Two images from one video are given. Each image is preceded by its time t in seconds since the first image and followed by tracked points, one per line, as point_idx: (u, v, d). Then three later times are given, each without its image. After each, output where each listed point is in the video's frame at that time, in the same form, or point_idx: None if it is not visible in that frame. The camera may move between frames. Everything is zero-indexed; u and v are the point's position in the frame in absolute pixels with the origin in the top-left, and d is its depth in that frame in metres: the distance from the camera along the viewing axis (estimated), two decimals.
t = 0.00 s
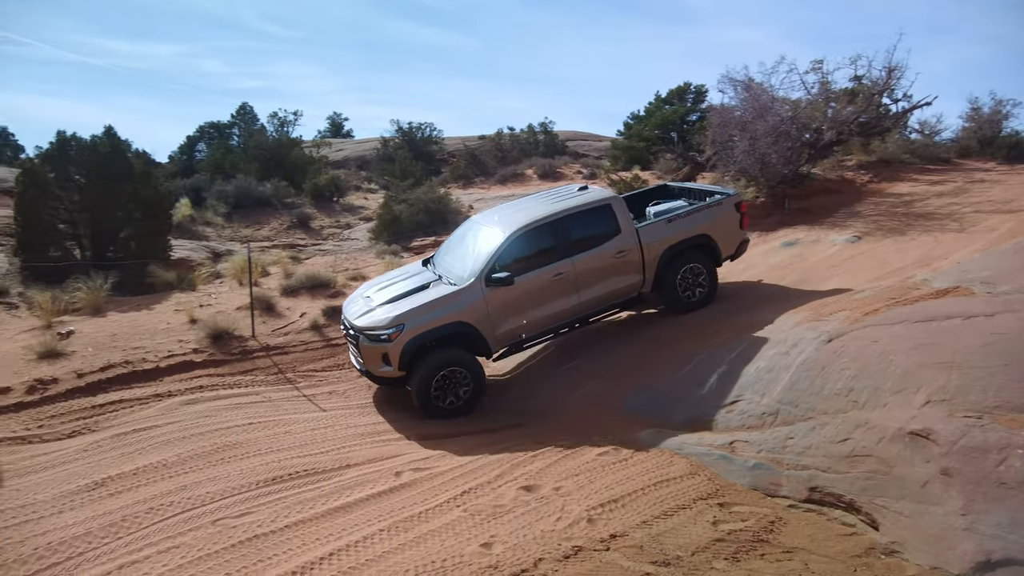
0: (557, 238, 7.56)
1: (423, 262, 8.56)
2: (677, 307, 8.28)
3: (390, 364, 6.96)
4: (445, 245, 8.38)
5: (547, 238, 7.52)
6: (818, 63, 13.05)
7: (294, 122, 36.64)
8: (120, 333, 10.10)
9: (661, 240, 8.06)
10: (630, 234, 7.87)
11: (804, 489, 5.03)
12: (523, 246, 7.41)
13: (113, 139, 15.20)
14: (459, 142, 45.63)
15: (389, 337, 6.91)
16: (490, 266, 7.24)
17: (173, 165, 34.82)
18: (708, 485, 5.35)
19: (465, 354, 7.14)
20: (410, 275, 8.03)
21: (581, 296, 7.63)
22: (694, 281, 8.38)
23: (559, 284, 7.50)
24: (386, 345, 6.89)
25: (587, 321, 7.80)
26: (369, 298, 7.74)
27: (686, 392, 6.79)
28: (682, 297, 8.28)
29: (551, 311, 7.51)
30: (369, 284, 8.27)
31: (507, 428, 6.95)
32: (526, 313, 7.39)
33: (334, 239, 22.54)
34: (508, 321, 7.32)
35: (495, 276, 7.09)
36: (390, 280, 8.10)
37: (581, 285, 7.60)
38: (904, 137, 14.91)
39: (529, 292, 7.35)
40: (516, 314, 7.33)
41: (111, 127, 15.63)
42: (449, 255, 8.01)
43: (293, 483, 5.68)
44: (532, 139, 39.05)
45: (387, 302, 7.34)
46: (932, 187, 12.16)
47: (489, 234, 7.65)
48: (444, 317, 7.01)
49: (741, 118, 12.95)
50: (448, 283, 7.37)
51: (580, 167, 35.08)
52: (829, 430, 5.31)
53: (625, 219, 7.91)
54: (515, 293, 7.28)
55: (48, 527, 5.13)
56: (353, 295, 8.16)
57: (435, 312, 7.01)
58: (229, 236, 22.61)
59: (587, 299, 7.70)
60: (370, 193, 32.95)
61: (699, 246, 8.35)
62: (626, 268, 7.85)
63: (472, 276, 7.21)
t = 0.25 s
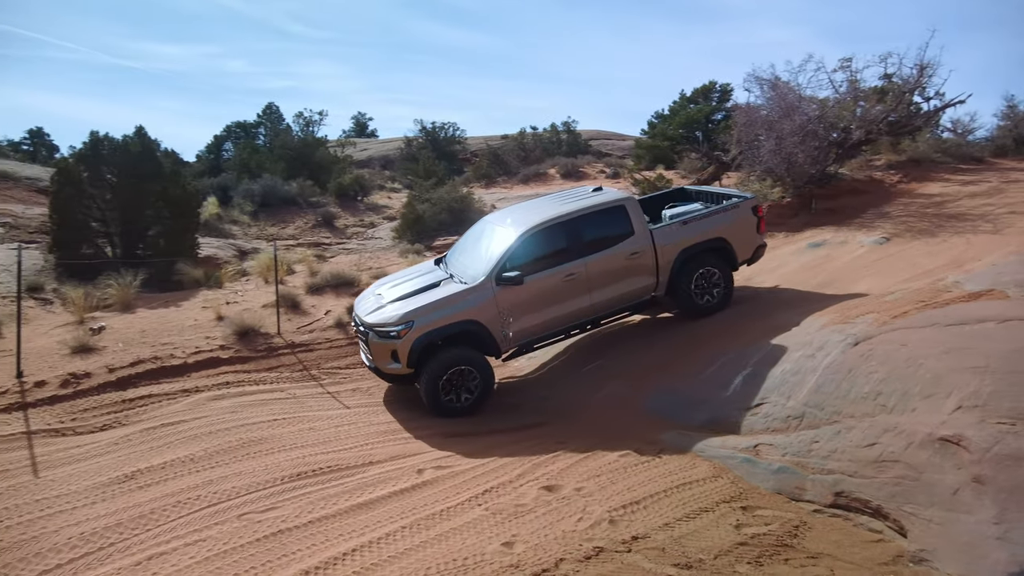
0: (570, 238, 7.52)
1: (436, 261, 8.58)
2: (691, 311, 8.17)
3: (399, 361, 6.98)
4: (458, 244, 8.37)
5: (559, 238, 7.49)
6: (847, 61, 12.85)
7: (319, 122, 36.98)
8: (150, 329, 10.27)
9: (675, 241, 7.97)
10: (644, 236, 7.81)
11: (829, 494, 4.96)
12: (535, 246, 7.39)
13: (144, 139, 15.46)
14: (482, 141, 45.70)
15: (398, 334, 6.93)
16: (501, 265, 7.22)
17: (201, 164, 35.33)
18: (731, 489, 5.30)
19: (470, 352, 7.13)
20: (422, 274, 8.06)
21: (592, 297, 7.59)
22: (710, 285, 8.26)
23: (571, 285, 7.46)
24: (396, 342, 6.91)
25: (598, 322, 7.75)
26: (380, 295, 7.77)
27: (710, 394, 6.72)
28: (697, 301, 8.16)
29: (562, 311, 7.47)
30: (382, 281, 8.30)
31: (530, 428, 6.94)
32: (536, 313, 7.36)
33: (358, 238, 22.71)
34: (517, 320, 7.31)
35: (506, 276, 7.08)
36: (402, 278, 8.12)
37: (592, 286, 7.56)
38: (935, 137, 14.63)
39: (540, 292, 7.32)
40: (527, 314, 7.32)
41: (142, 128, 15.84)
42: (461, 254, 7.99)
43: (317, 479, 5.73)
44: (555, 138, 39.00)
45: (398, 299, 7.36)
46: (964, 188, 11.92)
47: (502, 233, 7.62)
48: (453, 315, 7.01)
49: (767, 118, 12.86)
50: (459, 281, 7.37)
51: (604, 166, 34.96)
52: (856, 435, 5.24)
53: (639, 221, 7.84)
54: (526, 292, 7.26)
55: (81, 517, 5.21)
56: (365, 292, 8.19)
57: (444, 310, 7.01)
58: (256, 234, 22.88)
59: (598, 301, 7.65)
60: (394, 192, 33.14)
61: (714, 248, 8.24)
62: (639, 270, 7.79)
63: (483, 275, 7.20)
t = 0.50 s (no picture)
0: (581, 240, 7.47)
1: (447, 260, 8.57)
2: (705, 316, 8.02)
3: (406, 360, 6.98)
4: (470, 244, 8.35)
5: (570, 240, 7.44)
6: (874, 60, 12.65)
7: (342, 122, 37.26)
8: (176, 327, 10.42)
9: (688, 245, 7.87)
10: (656, 239, 7.74)
11: (853, 499, 4.90)
12: (545, 248, 7.35)
13: (171, 139, 15.62)
14: (503, 142, 45.74)
15: (405, 332, 6.93)
16: (510, 266, 7.20)
17: (226, 164, 35.77)
18: (752, 492, 5.24)
19: (473, 349, 7.09)
20: (433, 273, 8.06)
21: (603, 299, 7.52)
22: (724, 290, 8.12)
23: (581, 287, 7.41)
24: (403, 340, 6.91)
25: (609, 325, 7.68)
26: (390, 293, 7.78)
27: (731, 397, 6.66)
28: (710, 306, 8.02)
29: (572, 313, 7.42)
30: (393, 280, 8.30)
31: (550, 428, 6.92)
32: (545, 314, 7.32)
33: (380, 238, 22.85)
34: (527, 322, 7.27)
35: (515, 276, 7.05)
36: (412, 277, 8.14)
37: (603, 289, 7.50)
38: (965, 136, 14.36)
39: (549, 294, 7.28)
40: (536, 314, 7.27)
41: (169, 128, 16.07)
42: (473, 255, 7.97)
43: (338, 477, 5.76)
44: (576, 138, 38.94)
45: (407, 297, 7.36)
46: (995, 188, 11.69)
47: (513, 235, 7.58)
48: (460, 315, 7.00)
49: (792, 117, 12.77)
50: (469, 281, 7.36)
51: (625, 166, 34.82)
52: (881, 440, 5.16)
53: (652, 224, 7.76)
54: (535, 294, 7.22)
55: (109, 510, 5.27)
56: (376, 291, 8.20)
57: (452, 310, 7.01)
58: (279, 234, 23.10)
59: (609, 304, 7.58)
60: (416, 193, 33.29)
61: (729, 253, 8.12)
62: (651, 274, 7.71)
63: (492, 275, 7.18)
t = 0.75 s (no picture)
0: (589, 241, 7.40)
1: (455, 261, 8.58)
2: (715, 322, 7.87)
3: (411, 357, 7.00)
4: (480, 245, 8.32)
5: (578, 242, 7.37)
6: (898, 58, 12.46)
7: (361, 122, 37.48)
8: (198, 324, 10.53)
9: (698, 249, 7.73)
10: (667, 241, 7.61)
11: (875, 504, 4.83)
12: (552, 249, 7.30)
13: (193, 139, 15.77)
14: (521, 142, 45.77)
15: (411, 330, 6.95)
16: (517, 267, 7.17)
17: (247, 164, 36.11)
18: (772, 495, 5.19)
19: (472, 347, 7.07)
20: (440, 273, 8.08)
21: (610, 302, 7.44)
22: (736, 295, 7.95)
23: (588, 288, 7.33)
24: (408, 338, 6.94)
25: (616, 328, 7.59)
26: (396, 291, 7.80)
27: (750, 399, 6.60)
28: (721, 312, 7.86)
29: (578, 315, 7.35)
30: (402, 279, 8.31)
31: (568, 428, 6.90)
32: (551, 316, 7.26)
33: (399, 237, 22.95)
34: (532, 322, 7.22)
35: (520, 277, 7.01)
36: (420, 276, 8.15)
37: (610, 291, 7.41)
38: (992, 135, 14.11)
39: (555, 296, 7.22)
40: (541, 315, 7.22)
41: (192, 129, 16.21)
42: (482, 255, 7.94)
43: (356, 475, 5.79)
44: (595, 138, 38.85)
45: (413, 296, 7.38)
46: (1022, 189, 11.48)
47: (521, 236, 7.53)
48: (464, 314, 6.99)
49: (813, 117, 12.63)
50: (475, 281, 7.37)
51: (644, 166, 34.67)
52: (904, 444, 5.08)
53: (662, 227, 7.64)
54: (541, 295, 7.17)
55: (132, 504, 5.32)
56: (385, 290, 8.21)
57: (456, 308, 7.00)
58: (299, 233, 23.28)
59: (617, 306, 7.48)
60: (434, 193, 33.39)
61: (740, 258, 7.95)
62: (661, 277, 7.59)
63: (499, 276, 7.16)
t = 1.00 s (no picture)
0: (595, 243, 7.35)
1: (460, 260, 8.54)
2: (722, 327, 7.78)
3: (412, 354, 6.97)
4: (486, 244, 8.27)
5: (584, 243, 7.32)
6: (920, 57, 12.29)
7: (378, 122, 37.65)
8: (216, 323, 10.62)
9: (705, 253, 7.65)
10: (674, 244, 7.54)
11: (893, 509, 4.77)
12: (558, 249, 7.25)
13: (212, 140, 15.86)
14: (537, 142, 45.76)
15: (413, 327, 6.93)
16: (521, 266, 7.14)
17: (265, 164, 36.37)
18: (788, 498, 5.14)
19: (471, 346, 7.02)
20: (446, 271, 8.06)
21: (615, 303, 7.38)
22: (743, 300, 7.86)
23: (593, 289, 7.28)
24: (410, 335, 6.91)
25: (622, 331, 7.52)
26: (401, 289, 7.79)
27: (767, 401, 6.55)
28: (728, 317, 7.77)
29: (583, 316, 7.30)
30: (407, 277, 8.29)
31: (583, 428, 6.87)
32: (555, 316, 7.22)
33: (415, 237, 23.03)
34: (536, 323, 7.19)
35: (524, 276, 6.98)
36: (425, 274, 8.14)
37: (616, 292, 7.35)
38: (1016, 135, 13.90)
39: (559, 296, 7.18)
40: (545, 316, 7.18)
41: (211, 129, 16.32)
42: (487, 255, 7.91)
43: (371, 472, 5.81)
44: (611, 138, 38.75)
45: (416, 293, 7.37)
46: None
47: (527, 236, 7.49)
48: (467, 312, 6.96)
49: (832, 116, 12.59)
50: (480, 280, 7.34)
51: (660, 166, 34.54)
52: (923, 448, 5.02)
53: (670, 229, 7.57)
54: (546, 295, 7.14)
55: (152, 499, 5.36)
56: (390, 287, 8.19)
57: (458, 306, 6.98)
58: (316, 232, 23.42)
59: (622, 308, 7.42)
60: (450, 193, 33.46)
61: (748, 262, 7.86)
62: (667, 279, 7.52)
63: (503, 275, 7.13)
